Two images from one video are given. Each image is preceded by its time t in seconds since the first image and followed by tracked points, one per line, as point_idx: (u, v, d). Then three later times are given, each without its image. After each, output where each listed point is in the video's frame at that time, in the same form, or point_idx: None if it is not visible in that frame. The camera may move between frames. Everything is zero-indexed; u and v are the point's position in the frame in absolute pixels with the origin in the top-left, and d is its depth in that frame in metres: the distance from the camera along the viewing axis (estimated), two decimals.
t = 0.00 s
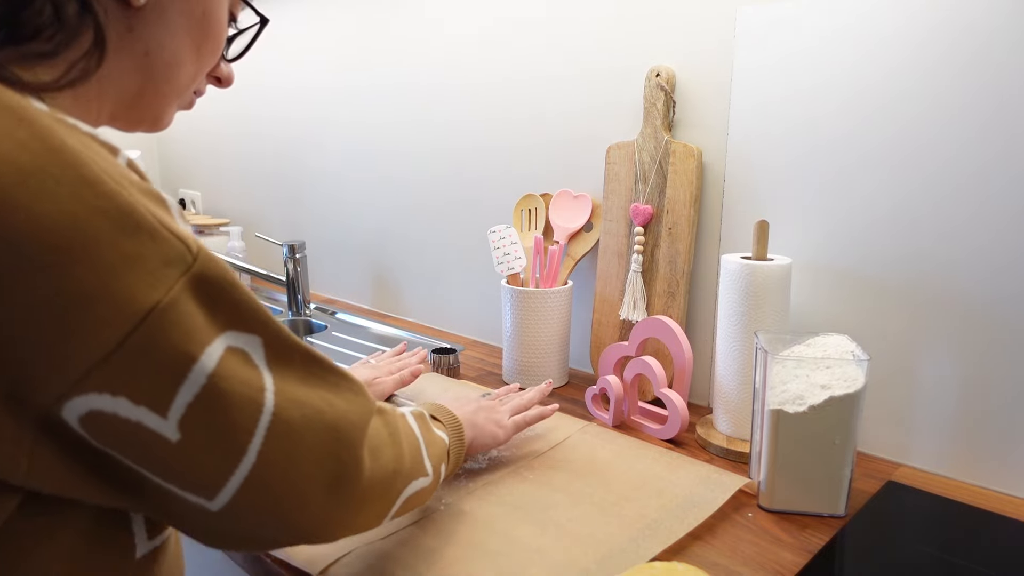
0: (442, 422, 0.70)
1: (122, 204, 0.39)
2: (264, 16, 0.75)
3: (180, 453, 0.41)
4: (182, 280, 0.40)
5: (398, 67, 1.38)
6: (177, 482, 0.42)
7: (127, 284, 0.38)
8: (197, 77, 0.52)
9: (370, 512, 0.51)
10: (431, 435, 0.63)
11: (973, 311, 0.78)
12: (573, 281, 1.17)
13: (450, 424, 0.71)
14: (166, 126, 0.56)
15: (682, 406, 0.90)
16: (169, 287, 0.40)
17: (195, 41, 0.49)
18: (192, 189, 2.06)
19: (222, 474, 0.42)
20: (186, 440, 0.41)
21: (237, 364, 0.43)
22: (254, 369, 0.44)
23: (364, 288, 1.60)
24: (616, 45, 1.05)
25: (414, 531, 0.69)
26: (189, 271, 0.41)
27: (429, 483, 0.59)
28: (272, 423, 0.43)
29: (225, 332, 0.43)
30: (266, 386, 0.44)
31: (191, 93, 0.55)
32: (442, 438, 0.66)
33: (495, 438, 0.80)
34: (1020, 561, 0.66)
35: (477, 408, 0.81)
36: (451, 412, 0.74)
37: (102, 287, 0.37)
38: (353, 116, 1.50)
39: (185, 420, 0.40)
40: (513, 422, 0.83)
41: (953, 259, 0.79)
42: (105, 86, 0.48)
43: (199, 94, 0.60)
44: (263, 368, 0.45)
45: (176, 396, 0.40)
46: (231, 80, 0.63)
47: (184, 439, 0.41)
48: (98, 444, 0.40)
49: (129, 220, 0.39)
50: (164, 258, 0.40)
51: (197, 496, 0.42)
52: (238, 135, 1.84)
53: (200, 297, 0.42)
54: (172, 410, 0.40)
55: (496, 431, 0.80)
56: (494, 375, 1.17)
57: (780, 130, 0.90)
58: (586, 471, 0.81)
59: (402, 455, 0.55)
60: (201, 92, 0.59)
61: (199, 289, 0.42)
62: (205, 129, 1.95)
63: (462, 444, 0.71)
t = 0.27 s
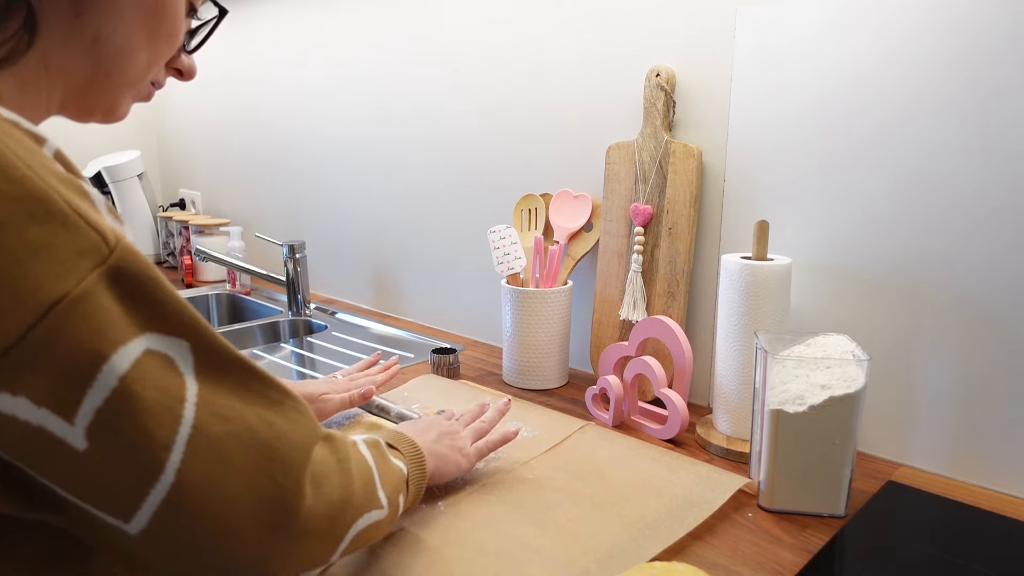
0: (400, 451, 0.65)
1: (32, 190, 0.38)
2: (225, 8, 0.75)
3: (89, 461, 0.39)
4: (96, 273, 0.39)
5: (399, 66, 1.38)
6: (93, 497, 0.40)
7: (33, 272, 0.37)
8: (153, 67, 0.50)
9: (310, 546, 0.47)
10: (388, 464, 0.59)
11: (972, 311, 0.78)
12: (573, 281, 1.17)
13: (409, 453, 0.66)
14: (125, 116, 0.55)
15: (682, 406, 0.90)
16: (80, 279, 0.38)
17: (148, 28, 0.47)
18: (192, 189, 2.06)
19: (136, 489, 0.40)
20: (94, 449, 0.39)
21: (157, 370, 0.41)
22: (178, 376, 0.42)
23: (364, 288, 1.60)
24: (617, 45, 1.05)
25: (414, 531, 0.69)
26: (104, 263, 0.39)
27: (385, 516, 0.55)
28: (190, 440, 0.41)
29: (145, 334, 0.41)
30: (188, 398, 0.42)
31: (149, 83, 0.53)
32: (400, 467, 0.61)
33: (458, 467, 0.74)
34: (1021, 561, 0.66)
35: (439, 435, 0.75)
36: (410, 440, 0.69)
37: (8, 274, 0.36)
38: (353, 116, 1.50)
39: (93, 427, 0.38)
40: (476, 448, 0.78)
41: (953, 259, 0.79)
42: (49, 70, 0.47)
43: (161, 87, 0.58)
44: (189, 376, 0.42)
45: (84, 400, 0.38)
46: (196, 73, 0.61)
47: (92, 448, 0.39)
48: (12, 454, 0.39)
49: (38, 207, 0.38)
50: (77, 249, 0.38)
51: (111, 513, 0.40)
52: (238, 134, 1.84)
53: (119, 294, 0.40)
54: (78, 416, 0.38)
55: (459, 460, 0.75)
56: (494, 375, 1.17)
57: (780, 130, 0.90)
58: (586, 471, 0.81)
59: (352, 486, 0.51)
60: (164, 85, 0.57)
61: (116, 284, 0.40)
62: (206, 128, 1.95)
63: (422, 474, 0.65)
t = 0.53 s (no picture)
0: (410, 452, 0.61)
1: (8, 186, 0.38)
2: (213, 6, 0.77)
3: (62, 467, 0.39)
4: (71, 271, 0.38)
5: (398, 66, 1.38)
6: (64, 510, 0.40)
7: (4, 271, 0.36)
8: (141, 61, 0.49)
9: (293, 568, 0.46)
10: (396, 475, 0.56)
11: (974, 311, 0.78)
12: (573, 281, 1.17)
13: (420, 453, 0.61)
14: (110, 111, 0.53)
15: (682, 406, 0.90)
16: (55, 278, 0.38)
17: (135, 22, 0.46)
18: (192, 189, 2.06)
19: (108, 502, 0.39)
20: (65, 458, 0.38)
21: (132, 376, 0.40)
22: (156, 384, 0.41)
23: (364, 287, 1.60)
24: (617, 45, 1.04)
25: (414, 531, 0.69)
26: (80, 260, 0.39)
27: (387, 531, 0.52)
28: (164, 454, 0.40)
29: (122, 338, 0.40)
30: (165, 408, 0.40)
31: (134, 78, 0.51)
32: (409, 475, 0.57)
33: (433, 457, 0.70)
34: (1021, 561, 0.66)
35: (453, 432, 0.73)
36: (422, 438, 0.63)
37: None
38: (353, 115, 1.50)
39: (62, 433, 0.38)
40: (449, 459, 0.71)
41: (952, 259, 0.79)
42: (37, 66, 0.45)
43: (144, 82, 0.57)
44: (170, 383, 0.41)
45: (54, 404, 0.38)
46: (180, 69, 0.62)
47: (62, 455, 0.38)
48: None
49: (14, 204, 0.38)
50: (52, 247, 0.38)
51: (86, 526, 0.40)
52: (238, 134, 1.84)
53: (96, 294, 0.39)
54: (48, 421, 0.38)
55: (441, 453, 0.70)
56: (494, 375, 1.17)
57: (780, 130, 0.90)
58: (586, 472, 0.81)
59: (348, 504, 0.49)
60: (146, 78, 0.56)
61: (94, 283, 0.39)
62: (205, 128, 1.95)
63: (436, 475, 0.61)
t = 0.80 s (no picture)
0: (423, 426, 0.60)
1: None
2: None
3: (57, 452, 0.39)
4: (43, 252, 0.39)
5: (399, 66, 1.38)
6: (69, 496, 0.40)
7: None
8: (113, 47, 0.49)
9: (306, 536, 0.46)
10: (406, 443, 0.55)
11: (971, 310, 0.78)
12: (573, 281, 1.17)
13: (434, 427, 0.60)
14: (85, 99, 0.53)
15: (682, 407, 0.90)
16: (28, 261, 0.38)
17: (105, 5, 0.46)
18: (192, 189, 2.06)
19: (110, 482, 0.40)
20: (57, 441, 0.39)
21: (120, 353, 0.40)
22: (145, 359, 0.41)
23: (364, 287, 1.60)
24: (616, 45, 1.05)
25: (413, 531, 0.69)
26: (52, 241, 0.39)
27: (403, 499, 0.52)
28: (161, 427, 0.40)
29: (105, 316, 0.40)
30: (159, 382, 0.41)
31: (108, 64, 0.51)
32: (421, 445, 0.56)
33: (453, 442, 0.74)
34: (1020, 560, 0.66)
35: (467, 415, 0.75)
36: (438, 413, 0.62)
37: None
38: (353, 115, 1.50)
39: (53, 416, 0.39)
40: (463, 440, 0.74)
41: (950, 259, 0.79)
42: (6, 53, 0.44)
43: (122, 67, 0.57)
44: (160, 357, 0.41)
45: (42, 386, 0.38)
46: (158, 52, 0.59)
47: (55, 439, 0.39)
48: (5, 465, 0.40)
49: None
50: (20, 230, 0.38)
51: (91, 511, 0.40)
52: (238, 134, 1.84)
53: (73, 273, 0.40)
54: (38, 404, 0.38)
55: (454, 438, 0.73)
56: (494, 375, 1.17)
57: (779, 130, 0.90)
58: (586, 472, 0.81)
59: (360, 471, 0.49)
60: (124, 64, 0.56)
61: (69, 262, 0.40)
62: (205, 128, 1.95)
63: (451, 451, 0.60)
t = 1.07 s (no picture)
0: (406, 442, 0.58)
1: None
2: None
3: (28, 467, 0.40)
4: (18, 263, 0.40)
5: (399, 65, 1.38)
6: (39, 518, 0.41)
7: None
8: (105, 45, 0.49)
9: (282, 561, 0.45)
10: (390, 463, 0.54)
11: (969, 310, 0.78)
12: (573, 281, 1.17)
13: (418, 443, 0.59)
14: (79, 98, 0.53)
15: (682, 407, 0.90)
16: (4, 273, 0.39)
17: (97, 4, 0.46)
18: (192, 188, 2.06)
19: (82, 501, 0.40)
20: (28, 457, 0.39)
21: (93, 369, 0.40)
22: (119, 375, 0.41)
23: (364, 287, 1.60)
24: (616, 45, 1.05)
25: (414, 532, 0.69)
26: (27, 252, 0.40)
27: (384, 520, 0.52)
28: (133, 446, 0.40)
29: (80, 330, 0.41)
30: (133, 401, 0.41)
31: (101, 62, 0.51)
32: (405, 463, 0.56)
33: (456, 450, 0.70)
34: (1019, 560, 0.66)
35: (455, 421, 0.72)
36: (422, 428, 0.61)
37: None
38: (353, 114, 1.50)
39: (23, 433, 0.39)
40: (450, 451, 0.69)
41: (949, 259, 0.79)
42: None
43: (113, 65, 0.57)
44: (135, 374, 0.42)
45: (14, 402, 0.39)
46: (151, 49, 0.59)
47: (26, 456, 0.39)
48: None
49: None
50: None
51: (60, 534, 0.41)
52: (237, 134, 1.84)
53: (48, 285, 0.40)
54: (9, 421, 0.39)
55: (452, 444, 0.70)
56: (494, 375, 1.17)
57: (779, 130, 0.90)
58: (586, 472, 0.81)
59: (340, 492, 0.49)
60: (115, 62, 0.56)
61: (44, 274, 0.40)
62: (205, 127, 1.95)
63: (434, 467, 0.59)
